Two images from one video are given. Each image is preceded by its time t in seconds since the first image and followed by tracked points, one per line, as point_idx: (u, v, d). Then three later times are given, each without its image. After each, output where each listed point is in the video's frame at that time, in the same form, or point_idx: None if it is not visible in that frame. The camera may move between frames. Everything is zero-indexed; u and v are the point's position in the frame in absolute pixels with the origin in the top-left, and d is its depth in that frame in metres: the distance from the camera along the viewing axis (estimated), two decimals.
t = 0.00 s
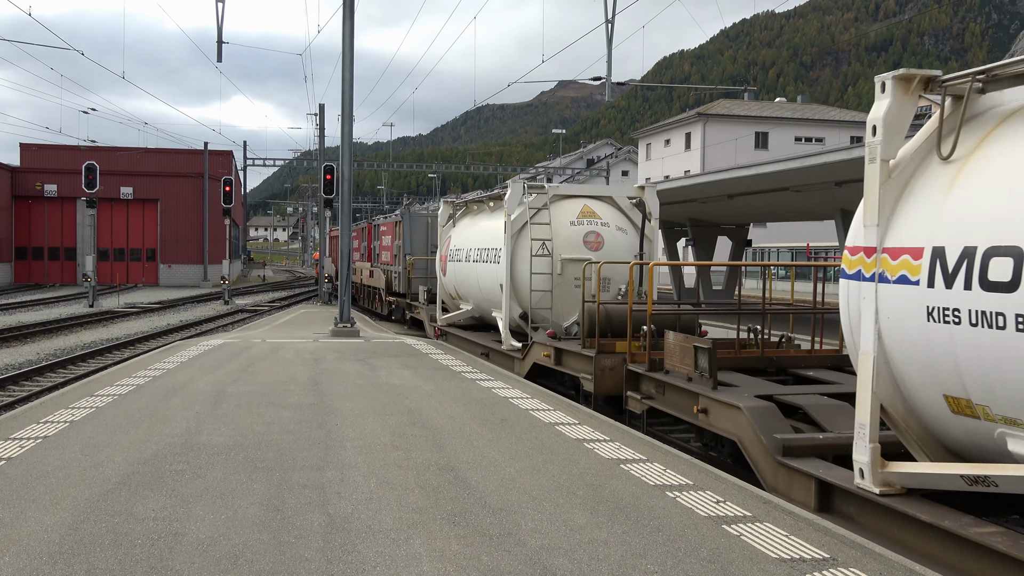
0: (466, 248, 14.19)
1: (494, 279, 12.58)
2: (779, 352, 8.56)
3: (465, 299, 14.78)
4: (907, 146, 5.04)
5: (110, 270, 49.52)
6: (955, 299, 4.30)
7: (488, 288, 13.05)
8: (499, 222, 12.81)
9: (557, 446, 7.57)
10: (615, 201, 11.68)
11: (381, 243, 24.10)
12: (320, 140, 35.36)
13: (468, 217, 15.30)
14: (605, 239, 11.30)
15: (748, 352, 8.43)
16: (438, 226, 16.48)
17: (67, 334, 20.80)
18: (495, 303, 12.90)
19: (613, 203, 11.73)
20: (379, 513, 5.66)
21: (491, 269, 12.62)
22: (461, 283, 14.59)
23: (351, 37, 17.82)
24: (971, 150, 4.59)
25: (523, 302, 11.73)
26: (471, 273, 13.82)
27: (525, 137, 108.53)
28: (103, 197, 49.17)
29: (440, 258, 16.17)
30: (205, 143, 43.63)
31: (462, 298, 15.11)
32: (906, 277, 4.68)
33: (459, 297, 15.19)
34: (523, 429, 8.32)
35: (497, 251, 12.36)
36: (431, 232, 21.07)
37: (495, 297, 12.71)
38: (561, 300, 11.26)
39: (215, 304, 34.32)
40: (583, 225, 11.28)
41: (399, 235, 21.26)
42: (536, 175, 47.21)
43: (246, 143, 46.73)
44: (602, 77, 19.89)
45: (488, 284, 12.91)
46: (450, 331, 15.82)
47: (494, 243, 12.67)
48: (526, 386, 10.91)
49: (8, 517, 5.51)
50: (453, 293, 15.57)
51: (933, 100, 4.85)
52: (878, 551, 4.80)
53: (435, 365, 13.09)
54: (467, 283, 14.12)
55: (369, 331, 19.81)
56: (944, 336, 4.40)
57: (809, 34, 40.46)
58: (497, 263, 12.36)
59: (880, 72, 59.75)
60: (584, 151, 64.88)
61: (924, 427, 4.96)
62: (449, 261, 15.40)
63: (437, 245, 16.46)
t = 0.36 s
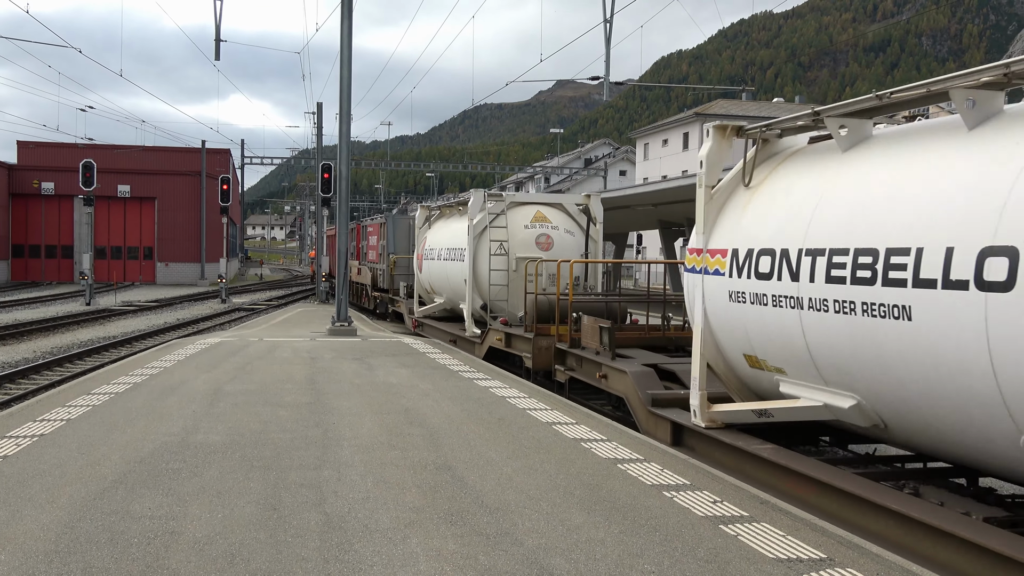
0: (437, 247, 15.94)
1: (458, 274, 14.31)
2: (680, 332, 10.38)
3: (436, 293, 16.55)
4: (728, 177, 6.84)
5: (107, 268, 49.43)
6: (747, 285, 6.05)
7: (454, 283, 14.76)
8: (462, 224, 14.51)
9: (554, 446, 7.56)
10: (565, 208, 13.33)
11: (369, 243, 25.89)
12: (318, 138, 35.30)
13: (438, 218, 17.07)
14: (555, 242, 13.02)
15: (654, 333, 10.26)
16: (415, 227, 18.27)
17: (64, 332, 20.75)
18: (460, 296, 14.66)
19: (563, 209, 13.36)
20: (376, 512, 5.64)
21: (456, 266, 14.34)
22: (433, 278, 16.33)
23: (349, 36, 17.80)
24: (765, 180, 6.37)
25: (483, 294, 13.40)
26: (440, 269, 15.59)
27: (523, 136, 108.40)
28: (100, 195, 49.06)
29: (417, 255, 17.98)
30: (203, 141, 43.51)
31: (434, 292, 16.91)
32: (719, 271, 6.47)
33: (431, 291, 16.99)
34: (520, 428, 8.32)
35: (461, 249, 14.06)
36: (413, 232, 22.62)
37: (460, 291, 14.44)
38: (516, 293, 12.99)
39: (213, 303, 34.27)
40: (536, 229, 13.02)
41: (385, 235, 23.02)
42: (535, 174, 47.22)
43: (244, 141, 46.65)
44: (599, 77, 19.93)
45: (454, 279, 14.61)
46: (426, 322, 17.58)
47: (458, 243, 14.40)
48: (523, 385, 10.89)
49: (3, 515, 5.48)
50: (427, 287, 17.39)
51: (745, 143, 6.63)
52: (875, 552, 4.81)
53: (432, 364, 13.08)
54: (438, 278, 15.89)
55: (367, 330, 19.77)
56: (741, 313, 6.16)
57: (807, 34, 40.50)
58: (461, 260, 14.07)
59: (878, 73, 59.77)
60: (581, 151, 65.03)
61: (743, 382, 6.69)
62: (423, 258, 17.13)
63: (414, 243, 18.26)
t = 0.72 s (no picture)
0: (409, 248, 18.10)
1: (428, 271, 16.47)
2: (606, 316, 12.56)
3: (409, 290, 18.72)
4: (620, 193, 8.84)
5: (102, 266, 49.28)
6: (626, 276, 7.93)
7: (424, 279, 16.89)
8: (430, 228, 16.71)
9: (549, 445, 7.55)
10: (521, 212, 15.64)
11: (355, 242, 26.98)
12: (314, 136, 35.18)
13: (410, 221, 19.27)
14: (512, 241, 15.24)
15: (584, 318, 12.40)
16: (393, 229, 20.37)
17: (58, 330, 20.65)
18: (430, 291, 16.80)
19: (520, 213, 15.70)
20: (371, 511, 5.63)
21: (426, 264, 16.50)
22: (406, 276, 18.54)
23: (345, 34, 17.76)
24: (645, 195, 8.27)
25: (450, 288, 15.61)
26: (413, 267, 17.75)
27: (519, 135, 108.33)
28: (95, 193, 48.88)
29: (393, 256, 20.08)
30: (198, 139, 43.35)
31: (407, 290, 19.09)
32: (610, 266, 8.38)
33: (405, 288, 19.16)
34: (515, 427, 8.32)
35: (430, 249, 16.22)
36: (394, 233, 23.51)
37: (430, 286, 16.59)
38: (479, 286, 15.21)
39: (208, 301, 34.14)
40: (497, 231, 15.31)
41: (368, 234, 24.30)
42: (531, 173, 47.16)
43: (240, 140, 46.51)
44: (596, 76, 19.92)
45: (424, 276, 16.79)
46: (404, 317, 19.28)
47: (428, 244, 16.56)
48: (519, 385, 10.90)
49: None
50: (401, 285, 19.52)
51: (632, 166, 8.54)
52: (870, 551, 4.81)
53: (427, 363, 13.05)
54: (411, 276, 18.08)
55: (362, 329, 19.74)
56: (624, 297, 8.00)
57: (803, 34, 40.51)
58: (430, 259, 16.24)
59: (874, 73, 59.81)
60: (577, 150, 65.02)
61: (629, 354, 8.55)
62: (398, 258, 19.27)
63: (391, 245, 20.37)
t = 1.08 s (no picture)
0: (389, 245, 20.04)
1: (405, 267, 18.46)
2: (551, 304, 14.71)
3: (389, 284, 20.74)
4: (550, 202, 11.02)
5: (98, 263, 49.17)
6: (552, 270, 10.09)
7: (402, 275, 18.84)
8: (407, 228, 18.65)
9: (546, 443, 7.56)
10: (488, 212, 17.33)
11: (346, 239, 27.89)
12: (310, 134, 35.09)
13: (391, 220, 21.24)
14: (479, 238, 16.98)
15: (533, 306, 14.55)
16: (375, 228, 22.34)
17: (53, 327, 20.59)
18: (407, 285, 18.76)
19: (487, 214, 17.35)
20: (367, 509, 5.64)
21: (403, 261, 18.48)
22: (387, 272, 20.53)
23: (342, 31, 17.73)
24: (568, 203, 10.46)
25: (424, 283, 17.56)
26: (392, 263, 19.71)
27: (516, 133, 108.18)
28: (91, 189, 48.77)
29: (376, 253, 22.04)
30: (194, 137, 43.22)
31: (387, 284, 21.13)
32: (540, 261, 10.64)
33: (386, 282, 21.19)
34: (511, 425, 8.32)
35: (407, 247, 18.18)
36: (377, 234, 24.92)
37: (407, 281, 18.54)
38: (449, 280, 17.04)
39: (204, 298, 34.06)
40: (465, 231, 17.05)
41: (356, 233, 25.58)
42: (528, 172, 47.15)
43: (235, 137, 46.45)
44: (592, 74, 19.94)
45: (401, 271, 18.78)
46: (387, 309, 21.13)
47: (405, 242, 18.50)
48: (515, 383, 10.92)
49: None
50: (382, 280, 21.49)
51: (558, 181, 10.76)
52: (865, 550, 4.83)
53: (423, 361, 13.06)
54: (390, 271, 20.06)
55: (358, 327, 19.76)
56: (551, 288, 10.17)
57: (799, 33, 40.53)
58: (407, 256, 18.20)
59: (869, 72, 59.88)
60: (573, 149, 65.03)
61: (557, 331, 10.71)
62: (379, 255, 21.21)
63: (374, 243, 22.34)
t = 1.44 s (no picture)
0: (373, 240, 21.91)
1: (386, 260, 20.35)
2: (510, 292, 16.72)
3: (373, 275, 22.70)
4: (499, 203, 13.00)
5: (93, 258, 49.04)
6: (497, 262, 12.02)
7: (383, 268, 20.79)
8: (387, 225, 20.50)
9: (542, 439, 7.55)
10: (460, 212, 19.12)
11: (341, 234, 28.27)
12: (306, 128, 34.99)
13: (374, 217, 23.12)
14: (450, 234, 18.82)
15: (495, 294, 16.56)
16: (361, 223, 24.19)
17: (48, 322, 20.53)
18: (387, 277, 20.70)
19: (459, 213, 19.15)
20: (363, 504, 5.63)
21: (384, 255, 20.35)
22: (370, 265, 22.43)
23: (338, 25, 17.67)
24: (512, 206, 12.44)
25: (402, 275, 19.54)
26: (376, 256, 21.59)
27: (512, 129, 108.01)
28: (86, 184, 48.62)
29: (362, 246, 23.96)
30: (189, 131, 43.07)
31: (372, 276, 23.07)
32: (489, 254, 12.59)
33: (370, 275, 23.14)
34: (507, 420, 8.33)
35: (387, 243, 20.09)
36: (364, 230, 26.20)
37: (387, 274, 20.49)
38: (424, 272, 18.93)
39: (200, 293, 34.00)
40: (439, 228, 18.91)
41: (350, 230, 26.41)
42: (525, 167, 47.00)
43: (231, 132, 46.31)
44: (589, 69, 19.90)
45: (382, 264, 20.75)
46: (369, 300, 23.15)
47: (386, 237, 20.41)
48: (511, 378, 10.93)
49: None
50: (366, 272, 23.41)
51: (505, 186, 12.73)
52: (860, 546, 4.85)
53: (419, 356, 13.05)
54: (373, 264, 21.96)
55: (354, 322, 19.75)
56: (497, 277, 12.13)
57: (795, 29, 40.54)
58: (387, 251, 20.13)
59: (865, 69, 59.96)
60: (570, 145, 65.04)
61: (504, 314, 12.62)
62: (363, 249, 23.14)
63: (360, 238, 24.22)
